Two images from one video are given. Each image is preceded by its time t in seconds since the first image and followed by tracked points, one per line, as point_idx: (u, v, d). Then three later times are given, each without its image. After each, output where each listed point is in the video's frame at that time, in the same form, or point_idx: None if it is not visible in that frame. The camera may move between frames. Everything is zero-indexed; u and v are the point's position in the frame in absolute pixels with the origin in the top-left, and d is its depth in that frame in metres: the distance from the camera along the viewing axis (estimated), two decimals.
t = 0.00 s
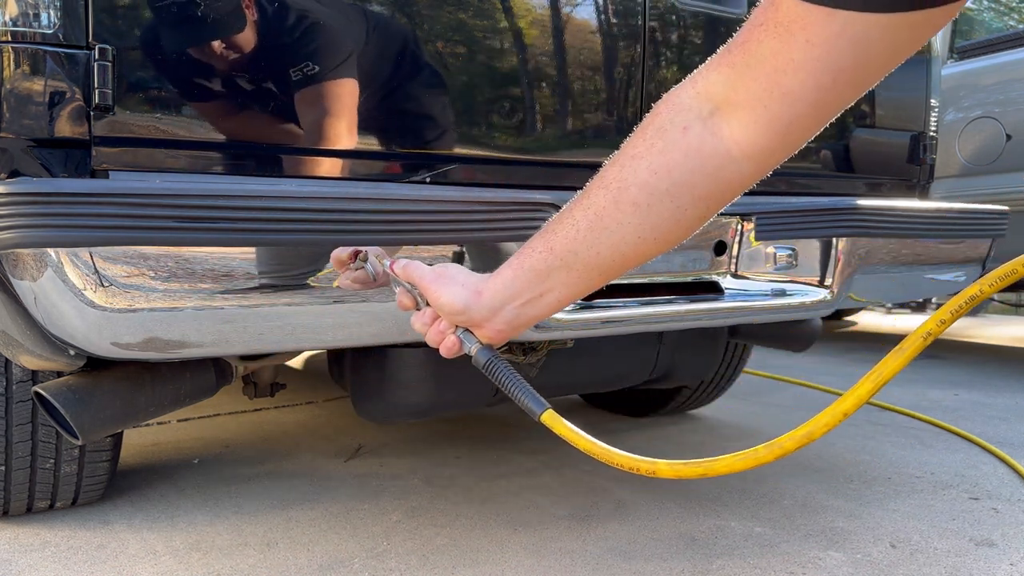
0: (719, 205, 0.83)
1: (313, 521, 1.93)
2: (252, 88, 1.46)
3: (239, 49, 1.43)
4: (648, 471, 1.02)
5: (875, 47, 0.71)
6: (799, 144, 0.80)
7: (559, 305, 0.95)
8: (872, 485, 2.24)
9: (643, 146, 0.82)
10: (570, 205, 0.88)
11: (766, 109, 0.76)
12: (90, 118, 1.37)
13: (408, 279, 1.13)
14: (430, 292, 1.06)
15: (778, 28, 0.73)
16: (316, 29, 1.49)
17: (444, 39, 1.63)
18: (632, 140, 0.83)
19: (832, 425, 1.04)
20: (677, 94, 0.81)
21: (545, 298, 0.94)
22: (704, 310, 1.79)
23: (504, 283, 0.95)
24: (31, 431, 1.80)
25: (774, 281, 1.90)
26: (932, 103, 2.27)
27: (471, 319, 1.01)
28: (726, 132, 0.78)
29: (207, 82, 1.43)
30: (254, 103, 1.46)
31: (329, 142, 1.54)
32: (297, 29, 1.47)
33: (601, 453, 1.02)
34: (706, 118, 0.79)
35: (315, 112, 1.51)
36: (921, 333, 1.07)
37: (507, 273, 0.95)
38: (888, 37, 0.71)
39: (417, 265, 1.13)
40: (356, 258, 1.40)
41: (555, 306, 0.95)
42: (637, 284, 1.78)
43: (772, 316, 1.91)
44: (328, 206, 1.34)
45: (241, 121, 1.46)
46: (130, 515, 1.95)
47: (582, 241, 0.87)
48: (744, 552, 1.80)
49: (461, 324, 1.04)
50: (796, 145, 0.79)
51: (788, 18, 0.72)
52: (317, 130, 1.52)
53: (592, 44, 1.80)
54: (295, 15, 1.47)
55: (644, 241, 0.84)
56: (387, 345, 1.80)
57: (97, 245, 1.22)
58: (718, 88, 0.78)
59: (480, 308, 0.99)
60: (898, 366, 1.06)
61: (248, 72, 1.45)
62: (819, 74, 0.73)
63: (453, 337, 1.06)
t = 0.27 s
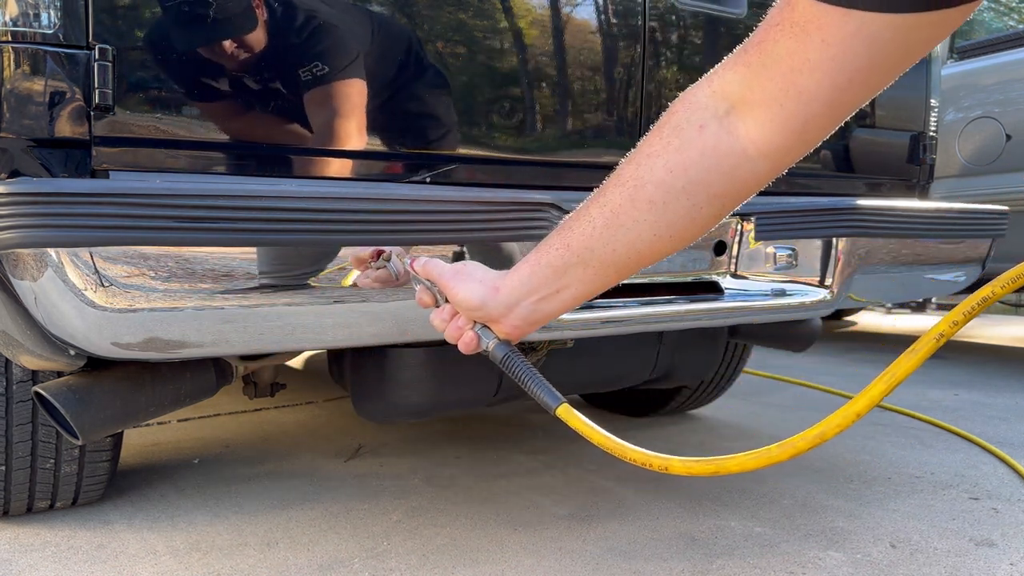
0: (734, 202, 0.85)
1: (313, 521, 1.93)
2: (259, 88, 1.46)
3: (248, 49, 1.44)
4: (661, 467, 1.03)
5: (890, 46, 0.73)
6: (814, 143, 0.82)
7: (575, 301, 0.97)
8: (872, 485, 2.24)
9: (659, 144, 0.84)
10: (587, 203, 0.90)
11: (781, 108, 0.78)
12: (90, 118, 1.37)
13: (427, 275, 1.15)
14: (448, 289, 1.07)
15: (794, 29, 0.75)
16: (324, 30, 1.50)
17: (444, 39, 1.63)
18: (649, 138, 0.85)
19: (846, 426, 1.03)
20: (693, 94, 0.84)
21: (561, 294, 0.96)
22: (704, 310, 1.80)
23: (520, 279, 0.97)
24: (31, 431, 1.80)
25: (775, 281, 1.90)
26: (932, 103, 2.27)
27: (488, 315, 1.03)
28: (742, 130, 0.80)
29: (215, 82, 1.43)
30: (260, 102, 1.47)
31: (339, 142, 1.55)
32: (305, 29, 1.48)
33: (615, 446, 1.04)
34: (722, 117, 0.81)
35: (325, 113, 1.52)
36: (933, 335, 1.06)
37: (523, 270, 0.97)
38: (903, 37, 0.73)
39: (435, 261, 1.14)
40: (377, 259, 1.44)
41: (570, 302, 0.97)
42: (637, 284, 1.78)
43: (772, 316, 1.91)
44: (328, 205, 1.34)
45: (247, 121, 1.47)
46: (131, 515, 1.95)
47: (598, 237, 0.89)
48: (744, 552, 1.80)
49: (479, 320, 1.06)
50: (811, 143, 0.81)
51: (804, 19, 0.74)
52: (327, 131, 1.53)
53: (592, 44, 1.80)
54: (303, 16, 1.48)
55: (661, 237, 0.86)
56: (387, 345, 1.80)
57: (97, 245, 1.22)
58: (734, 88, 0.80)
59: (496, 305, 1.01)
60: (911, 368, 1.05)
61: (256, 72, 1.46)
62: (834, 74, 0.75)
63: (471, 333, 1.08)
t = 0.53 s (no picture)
0: (760, 204, 0.82)
1: (314, 521, 1.93)
2: (268, 88, 1.47)
3: (262, 49, 1.45)
4: (679, 469, 1.00)
5: (916, 49, 0.70)
6: (841, 144, 0.79)
7: (600, 300, 0.95)
8: (872, 484, 2.24)
9: (683, 144, 0.82)
10: (611, 202, 0.89)
11: (806, 110, 0.75)
12: (90, 118, 1.37)
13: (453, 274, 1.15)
14: (473, 287, 1.08)
15: (817, 31, 0.72)
16: (336, 32, 1.51)
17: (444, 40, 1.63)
18: (674, 138, 0.83)
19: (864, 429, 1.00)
20: (718, 95, 0.81)
21: (586, 293, 0.95)
22: (704, 310, 1.80)
23: (545, 278, 0.96)
24: (31, 431, 1.80)
25: (775, 281, 1.90)
26: (932, 103, 2.27)
27: (513, 313, 1.02)
28: (765, 133, 0.78)
29: (225, 82, 1.44)
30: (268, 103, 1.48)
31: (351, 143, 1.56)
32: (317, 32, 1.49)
33: (633, 447, 1.01)
34: (746, 119, 0.78)
35: (338, 114, 1.54)
36: (948, 337, 1.05)
37: (550, 267, 0.96)
38: (930, 38, 0.70)
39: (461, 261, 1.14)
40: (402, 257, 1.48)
41: (595, 301, 0.95)
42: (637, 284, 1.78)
43: (771, 316, 1.91)
44: (327, 205, 1.34)
45: (250, 121, 1.47)
46: (131, 515, 1.95)
47: (623, 237, 0.87)
48: (744, 552, 1.80)
49: (502, 317, 1.05)
50: (838, 145, 0.78)
51: (828, 21, 0.71)
52: (340, 132, 1.54)
53: (592, 44, 1.80)
54: (315, 18, 1.49)
55: (685, 238, 0.84)
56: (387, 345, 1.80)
57: (97, 245, 1.22)
58: (758, 90, 0.77)
59: (521, 302, 1.00)
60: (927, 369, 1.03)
61: (268, 72, 1.46)
62: (858, 78, 0.72)
63: (495, 329, 1.07)
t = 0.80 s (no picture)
0: (783, 206, 0.84)
1: (314, 521, 1.93)
2: (277, 88, 1.48)
3: (276, 51, 1.46)
4: (701, 469, 0.99)
5: (936, 54, 0.72)
6: (862, 147, 0.80)
7: (623, 300, 0.97)
8: (872, 484, 2.24)
9: (708, 147, 0.84)
10: (636, 204, 0.91)
11: (827, 113, 0.77)
12: (90, 119, 1.37)
13: (478, 275, 1.17)
14: (499, 287, 1.09)
15: (839, 36, 0.74)
16: (347, 34, 1.52)
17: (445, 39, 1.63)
18: (699, 141, 0.85)
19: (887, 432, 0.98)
20: (741, 99, 0.83)
21: (610, 293, 0.96)
22: (704, 310, 1.80)
23: (570, 278, 0.98)
24: (31, 431, 1.80)
25: (775, 281, 1.91)
26: (932, 103, 2.27)
27: (539, 313, 1.04)
28: (789, 135, 0.80)
29: (234, 82, 1.45)
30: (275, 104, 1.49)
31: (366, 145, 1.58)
32: (330, 34, 1.51)
33: (655, 447, 1.01)
34: (769, 122, 0.80)
35: (354, 116, 1.56)
36: (967, 341, 1.03)
37: (574, 268, 0.97)
38: (949, 42, 0.72)
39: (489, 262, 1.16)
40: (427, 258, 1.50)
41: (618, 301, 0.97)
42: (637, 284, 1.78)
43: (771, 316, 1.91)
44: (327, 204, 1.34)
45: (255, 122, 1.48)
46: (131, 515, 1.95)
47: (647, 238, 0.89)
48: (744, 552, 1.80)
49: (528, 318, 1.07)
50: (859, 148, 0.80)
51: (849, 27, 0.73)
52: (356, 134, 1.57)
53: (592, 45, 1.80)
54: (326, 20, 1.50)
55: (710, 239, 0.86)
56: (387, 345, 1.81)
57: (97, 245, 1.22)
58: (782, 93, 0.79)
59: (546, 302, 1.02)
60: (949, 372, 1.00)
61: (278, 74, 1.48)
62: (878, 81, 0.74)
63: (522, 330, 1.08)
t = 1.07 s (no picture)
0: (807, 206, 0.86)
1: (314, 521, 1.93)
2: (286, 88, 1.49)
3: (289, 52, 1.48)
4: (724, 468, 1.00)
5: (958, 58, 0.75)
6: (886, 148, 0.83)
7: (649, 298, 0.99)
8: (872, 484, 2.24)
9: (734, 147, 0.86)
10: (663, 203, 0.93)
11: (853, 115, 0.80)
12: (90, 119, 1.37)
13: (506, 274, 1.19)
14: (527, 284, 1.12)
15: (864, 40, 0.77)
16: (358, 36, 1.53)
17: (445, 39, 1.63)
18: (726, 142, 0.88)
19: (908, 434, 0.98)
20: (768, 102, 0.86)
21: (636, 291, 0.98)
22: (704, 310, 1.80)
23: (597, 275, 1.00)
24: (31, 431, 1.80)
25: (775, 281, 1.92)
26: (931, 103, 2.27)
27: (565, 311, 1.06)
28: (815, 137, 0.82)
29: (243, 81, 1.45)
30: (282, 104, 1.49)
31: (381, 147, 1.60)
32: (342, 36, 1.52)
33: (677, 444, 1.02)
34: (796, 123, 0.83)
35: (368, 118, 1.57)
36: (987, 341, 1.00)
37: (601, 265, 0.99)
38: (971, 46, 0.74)
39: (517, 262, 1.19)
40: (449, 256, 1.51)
41: (644, 299, 0.99)
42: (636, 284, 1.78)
43: (771, 316, 1.92)
44: (327, 204, 1.34)
45: (261, 123, 1.49)
46: (131, 515, 1.95)
47: (674, 235, 0.91)
48: (745, 552, 1.80)
49: (554, 314, 1.09)
50: (883, 150, 0.83)
51: (874, 31, 0.76)
52: (370, 136, 1.58)
53: (592, 45, 1.80)
54: (338, 22, 1.51)
55: (737, 236, 0.88)
56: (387, 345, 1.81)
57: (97, 246, 1.22)
58: (807, 96, 0.82)
59: (572, 299, 1.04)
60: (970, 374, 0.97)
61: (289, 75, 1.49)
62: (902, 84, 0.76)
63: (547, 327, 1.11)
